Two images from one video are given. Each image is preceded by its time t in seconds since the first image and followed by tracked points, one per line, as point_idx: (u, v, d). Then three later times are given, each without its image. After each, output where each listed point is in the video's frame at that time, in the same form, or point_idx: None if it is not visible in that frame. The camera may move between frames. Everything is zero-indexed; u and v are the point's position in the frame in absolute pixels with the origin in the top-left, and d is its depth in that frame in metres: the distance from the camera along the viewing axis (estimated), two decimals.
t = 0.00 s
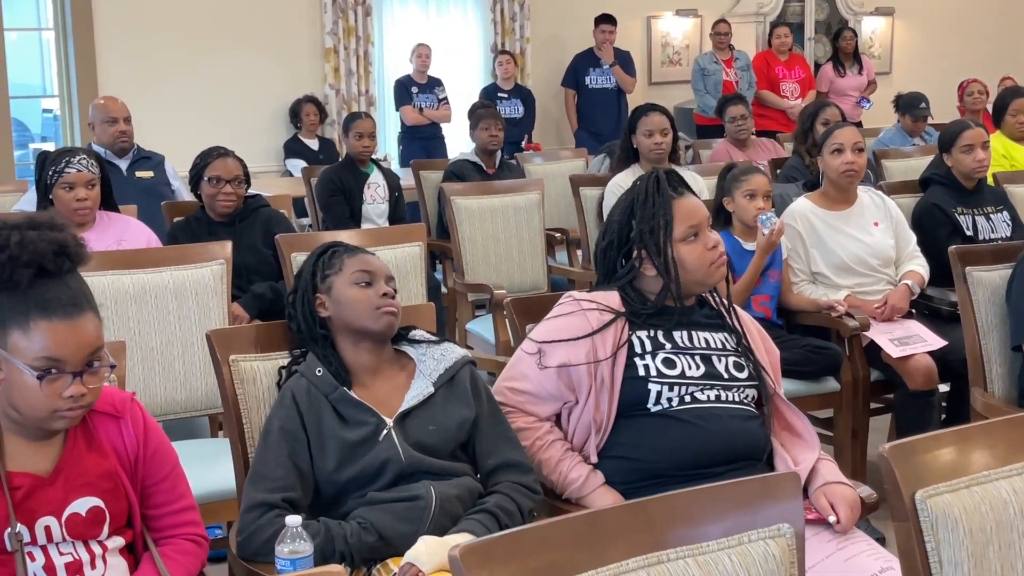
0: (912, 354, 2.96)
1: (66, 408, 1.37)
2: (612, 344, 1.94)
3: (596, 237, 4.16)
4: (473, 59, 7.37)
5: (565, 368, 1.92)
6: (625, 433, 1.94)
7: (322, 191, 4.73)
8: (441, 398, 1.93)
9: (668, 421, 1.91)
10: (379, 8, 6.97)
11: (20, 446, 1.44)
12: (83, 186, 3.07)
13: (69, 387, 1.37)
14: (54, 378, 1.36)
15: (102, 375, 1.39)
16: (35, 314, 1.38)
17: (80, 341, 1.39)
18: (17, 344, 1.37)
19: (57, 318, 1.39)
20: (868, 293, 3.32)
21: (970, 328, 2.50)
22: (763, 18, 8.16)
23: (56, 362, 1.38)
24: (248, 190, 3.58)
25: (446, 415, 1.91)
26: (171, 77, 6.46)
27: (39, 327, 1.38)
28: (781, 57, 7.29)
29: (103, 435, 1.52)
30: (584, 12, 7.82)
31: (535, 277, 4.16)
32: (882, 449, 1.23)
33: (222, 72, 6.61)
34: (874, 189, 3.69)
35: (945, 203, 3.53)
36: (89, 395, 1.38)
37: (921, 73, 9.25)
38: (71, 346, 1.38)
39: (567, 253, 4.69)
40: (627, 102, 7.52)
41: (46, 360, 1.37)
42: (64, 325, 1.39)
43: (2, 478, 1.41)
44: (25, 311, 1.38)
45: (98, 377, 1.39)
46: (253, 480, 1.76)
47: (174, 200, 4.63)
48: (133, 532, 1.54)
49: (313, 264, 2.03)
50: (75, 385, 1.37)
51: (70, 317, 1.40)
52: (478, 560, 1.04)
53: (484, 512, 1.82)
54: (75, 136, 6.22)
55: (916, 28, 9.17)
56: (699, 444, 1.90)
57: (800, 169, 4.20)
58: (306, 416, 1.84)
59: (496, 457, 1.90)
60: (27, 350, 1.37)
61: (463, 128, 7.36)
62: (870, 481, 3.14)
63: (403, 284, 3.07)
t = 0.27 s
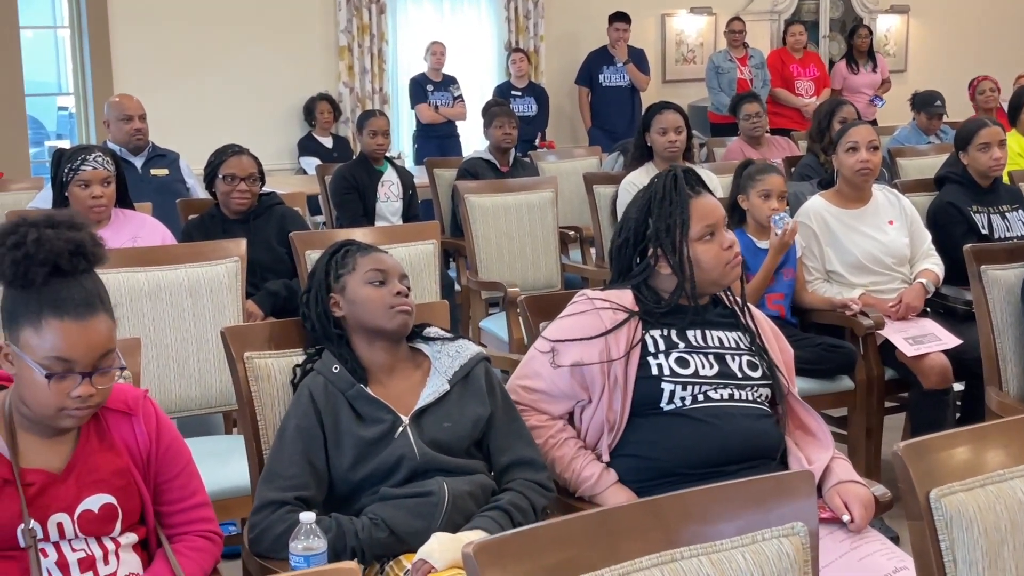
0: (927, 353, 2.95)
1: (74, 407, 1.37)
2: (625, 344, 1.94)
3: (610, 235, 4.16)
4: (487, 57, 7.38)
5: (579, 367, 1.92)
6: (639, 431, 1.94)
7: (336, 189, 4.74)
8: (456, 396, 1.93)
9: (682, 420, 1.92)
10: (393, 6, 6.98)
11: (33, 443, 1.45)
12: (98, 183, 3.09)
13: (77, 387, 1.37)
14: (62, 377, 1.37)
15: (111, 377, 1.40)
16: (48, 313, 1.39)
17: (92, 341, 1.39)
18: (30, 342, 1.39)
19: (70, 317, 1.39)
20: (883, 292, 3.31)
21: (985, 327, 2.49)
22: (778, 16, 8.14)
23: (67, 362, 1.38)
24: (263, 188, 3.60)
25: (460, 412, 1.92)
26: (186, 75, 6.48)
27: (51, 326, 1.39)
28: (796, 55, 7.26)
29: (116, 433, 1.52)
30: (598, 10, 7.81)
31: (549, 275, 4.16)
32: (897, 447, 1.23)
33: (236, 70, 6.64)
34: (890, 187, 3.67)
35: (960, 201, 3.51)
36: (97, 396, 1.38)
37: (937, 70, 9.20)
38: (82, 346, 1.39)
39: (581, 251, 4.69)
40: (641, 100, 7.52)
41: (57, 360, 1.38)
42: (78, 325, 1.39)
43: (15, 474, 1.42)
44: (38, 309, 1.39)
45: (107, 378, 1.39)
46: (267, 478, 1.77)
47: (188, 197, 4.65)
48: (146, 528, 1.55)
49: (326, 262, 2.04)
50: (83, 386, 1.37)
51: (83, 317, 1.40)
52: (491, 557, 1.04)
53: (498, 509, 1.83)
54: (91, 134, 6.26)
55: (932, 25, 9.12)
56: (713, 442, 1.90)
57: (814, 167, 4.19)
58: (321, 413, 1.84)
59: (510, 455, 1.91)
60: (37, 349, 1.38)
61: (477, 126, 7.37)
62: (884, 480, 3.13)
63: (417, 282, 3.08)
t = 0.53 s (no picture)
0: (941, 352, 2.94)
1: (82, 411, 1.38)
2: (638, 343, 1.94)
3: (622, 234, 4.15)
4: (501, 55, 7.39)
5: (592, 366, 1.93)
6: (651, 430, 1.94)
7: (350, 187, 4.75)
8: (468, 394, 1.93)
9: (695, 419, 1.92)
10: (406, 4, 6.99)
11: (47, 441, 1.46)
12: (112, 180, 3.12)
13: (85, 391, 1.37)
14: (70, 383, 1.37)
15: (119, 381, 1.39)
16: (55, 318, 1.39)
17: (100, 345, 1.39)
18: (38, 346, 1.38)
19: (77, 322, 1.39)
20: (897, 291, 3.29)
21: (999, 327, 2.48)
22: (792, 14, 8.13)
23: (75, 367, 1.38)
24: (276, 186, 3.61)
25: (473, 411, 1.92)
26: (200, 74, 6.50)
27: (58, 330, 1.38)
28: (810, 53, 7.19)
29: (130, 430, 1.53)
30: (611, 8, 7.81)
31: (562, 274, 4.16)
32: (912, 446, 1.23)
33: (250, 68, 6.66)
34: (904, 185, 3.65)
35: (975, 200, 3.50)
36: (105, 400, 1.38)
37: (952, 68, 9.16)
38: (89, 352, 1.38)
39: (594, 250, 4.69)
40: (655, 98, 7.50)
41: (63, 365, 1.37)
42: (85, 330, 1.39)
43: (28, 471, 1.44)
44: (45, 313, 1.39)
45: (115, 382, 1.38)
46: (279, 475, 1.78)
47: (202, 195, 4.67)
48: (160, 525, 1.55)
49: (341, 260, 2.04)
50: (90, 390, 1.37)
51: (90, 321, 1.40)
52: (503, 555, 1.04)
53: (510, 507, 1.83)
54: (105, 132, 6.27)
55: (948, 23, 9.08)
56: (726, 441, 1.90)
57: (828, 166, 4.18)
58: (335, 411, 1.85)
59: (522, 453, 1.91)
60: (45, 353, 1.38)
61: (491, 124, 7.38)
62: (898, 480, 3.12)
63: (430, 280, 3.09)
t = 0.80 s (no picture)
0: (955, 351, 2.92)
1: (93, 413, 1.39)
2: (651, 342, 1.94)
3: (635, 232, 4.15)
4: (514, 53, 7.40)
5: (605, 365, 1.93)
6: (664, 429, 1.94)
7: (362, 185, 4.76)
8: (482, 391, 1.94)
9: (708, 418, 1.92)
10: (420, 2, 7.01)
11: (63, 438, 1.48)
12: (127, 177, 3.14)
13: (96, 395, 1.38)
14: (81, 386, 1.38)
15: (132, 385, 1.40)
16: (71, 320, 1.39)
17: (114, 349, 1.40)
18: (53, 346, 1.40)
19: (92, 327, 1.40)
20: (911, 290, 3.29)
21: (1014, 326, 2.47)
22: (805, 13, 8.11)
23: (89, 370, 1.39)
24: (289, 183, 3.63)
25: (486, 408, 1.93)
26: (214, 71, 6.52)
27: (73, 333, 1.39)
28: (824, 51, 7.19)
29: (145, 428, 1.54)
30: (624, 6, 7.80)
31: (575, 272, 4.16)
32: (925, 445, 1.22)
33: (264, 66, 6.68)
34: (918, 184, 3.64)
35: (990, 198, 3.48)
36: (117, 404, 1.39)
37: (967, 67, 9.11)
38: (102, 356, 1.39)
39: (607, 248, 4.69)
40: (668, 96, 7.49)
41: (76, 367, 1.38)
42: (100, 335, 1.40)
43: (44, 467, 1.45)
44: (61, 315, 1.40)
45: (127, 387, 1.39)
46: (292, 473, 1.78)
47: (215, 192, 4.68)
48: (174, 522, 1.57)
49: (354, 257, 2.05)
50: (102, 394, 1.38)
51: (105, 326, 1.40)
52: (517, 552, 1.04)
53: (524, 505, 1.84)
54: (119, 129, 6.29)
55: (963, 22, 9.04)
56: (738, 440, 1.90)
57: (842, 164, 4.17)
58: (349, 408, 1.86)
59: (536, 450, 1.92)
60: (58, 355, 1.39)
61: (505, 122, 7.39)
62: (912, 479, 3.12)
63: (443, 277, 3.10)
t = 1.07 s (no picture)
0: (968, 350, 2.92)
1: (104, 413, 1.40)
2: (663, 341, 1.94)
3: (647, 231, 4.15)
4: (526, 52, 7.40)
5: (616, 364, 1.93)
6: (676, 428, 1.94)
7: (374, 183, 4.78)
8: (493, 390, 1.94)
9: (719, 417, 1.92)
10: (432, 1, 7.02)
11: (75, 435, 1.49)
12: (140, 176, 3.15)
13: (107, 395, 1.38)
14: (92, 386, 1.38)
15: (143, 385, 1.40)
16: (81, 321, 1.40)
17: (124, 350, 1.40)
18: (64, 347, 1.40)
19: (102, 327, 1.40)
20: (924, 289, 3.28)
21: None
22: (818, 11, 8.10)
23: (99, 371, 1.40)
24: (302, 182, 3.64)
25: (497, 407, 1.93)
26: (226, 70, 6.54)
27: (83, 334, 1.40)
28: (837, 50, 7.17)
29: (157, 425, 1.55)
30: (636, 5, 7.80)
31: (586, 271, 4.17)
32: (938, 445, 1.22)
33: (276, 65, 6.69)
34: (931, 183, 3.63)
35: (1003, 198, 3.47)
36: (127, 404, 1.40)
37: (981, 66, 9.07)
38: (112, 357, 1.39)
39: (618, 247, 4.69)
40: (680, 95, 7.48)
41: (87, 368, 1.39)
42: (110, 335, 1.40)
43: (57, 463, 1.46)
44: (72, 317, 1.40)
45: (137, 388, 1.40)
46: (303, 470, 1.79)
47: (228, 191, 4.70)
48: (186, 518, 1.58)
49: (366, 255, 2.06)
50: (112, 394, 1.38)
51: (115, 327, 1.41)
52: (529, 550, 1.05)
53: (535, 503, 1.84)
54: (132, 127, 6.32)
55: (977, 21, 8.99)
56: (750, 439, 1.90)
57: (855, 163, 4.16)
58: (361, 406, 1.86)
59: (547, 449, 1.92)
60: (69, 356, 1.40)
61: (517, 121, 7.39)
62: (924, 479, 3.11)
63: (455, 275, 3.10)
